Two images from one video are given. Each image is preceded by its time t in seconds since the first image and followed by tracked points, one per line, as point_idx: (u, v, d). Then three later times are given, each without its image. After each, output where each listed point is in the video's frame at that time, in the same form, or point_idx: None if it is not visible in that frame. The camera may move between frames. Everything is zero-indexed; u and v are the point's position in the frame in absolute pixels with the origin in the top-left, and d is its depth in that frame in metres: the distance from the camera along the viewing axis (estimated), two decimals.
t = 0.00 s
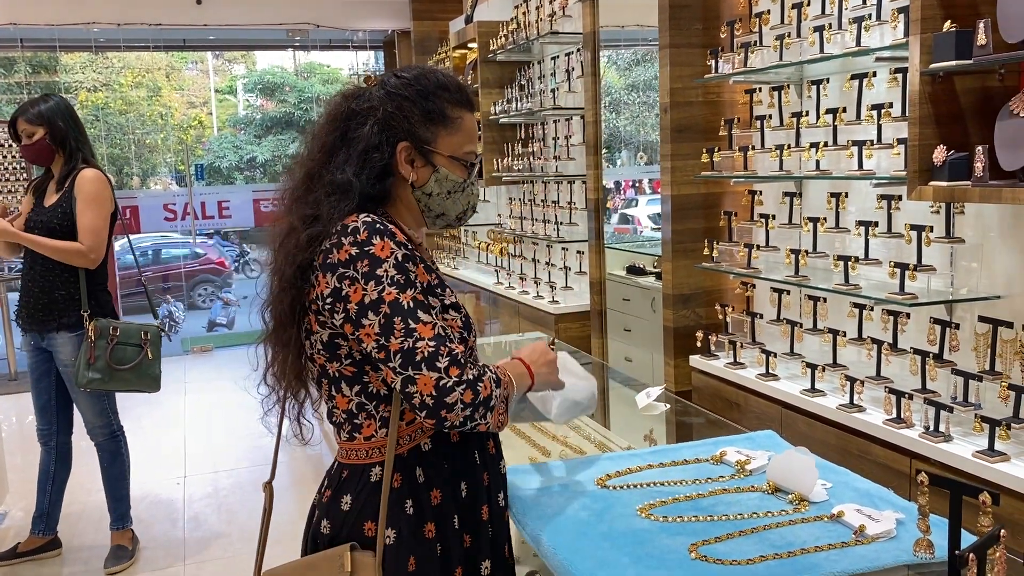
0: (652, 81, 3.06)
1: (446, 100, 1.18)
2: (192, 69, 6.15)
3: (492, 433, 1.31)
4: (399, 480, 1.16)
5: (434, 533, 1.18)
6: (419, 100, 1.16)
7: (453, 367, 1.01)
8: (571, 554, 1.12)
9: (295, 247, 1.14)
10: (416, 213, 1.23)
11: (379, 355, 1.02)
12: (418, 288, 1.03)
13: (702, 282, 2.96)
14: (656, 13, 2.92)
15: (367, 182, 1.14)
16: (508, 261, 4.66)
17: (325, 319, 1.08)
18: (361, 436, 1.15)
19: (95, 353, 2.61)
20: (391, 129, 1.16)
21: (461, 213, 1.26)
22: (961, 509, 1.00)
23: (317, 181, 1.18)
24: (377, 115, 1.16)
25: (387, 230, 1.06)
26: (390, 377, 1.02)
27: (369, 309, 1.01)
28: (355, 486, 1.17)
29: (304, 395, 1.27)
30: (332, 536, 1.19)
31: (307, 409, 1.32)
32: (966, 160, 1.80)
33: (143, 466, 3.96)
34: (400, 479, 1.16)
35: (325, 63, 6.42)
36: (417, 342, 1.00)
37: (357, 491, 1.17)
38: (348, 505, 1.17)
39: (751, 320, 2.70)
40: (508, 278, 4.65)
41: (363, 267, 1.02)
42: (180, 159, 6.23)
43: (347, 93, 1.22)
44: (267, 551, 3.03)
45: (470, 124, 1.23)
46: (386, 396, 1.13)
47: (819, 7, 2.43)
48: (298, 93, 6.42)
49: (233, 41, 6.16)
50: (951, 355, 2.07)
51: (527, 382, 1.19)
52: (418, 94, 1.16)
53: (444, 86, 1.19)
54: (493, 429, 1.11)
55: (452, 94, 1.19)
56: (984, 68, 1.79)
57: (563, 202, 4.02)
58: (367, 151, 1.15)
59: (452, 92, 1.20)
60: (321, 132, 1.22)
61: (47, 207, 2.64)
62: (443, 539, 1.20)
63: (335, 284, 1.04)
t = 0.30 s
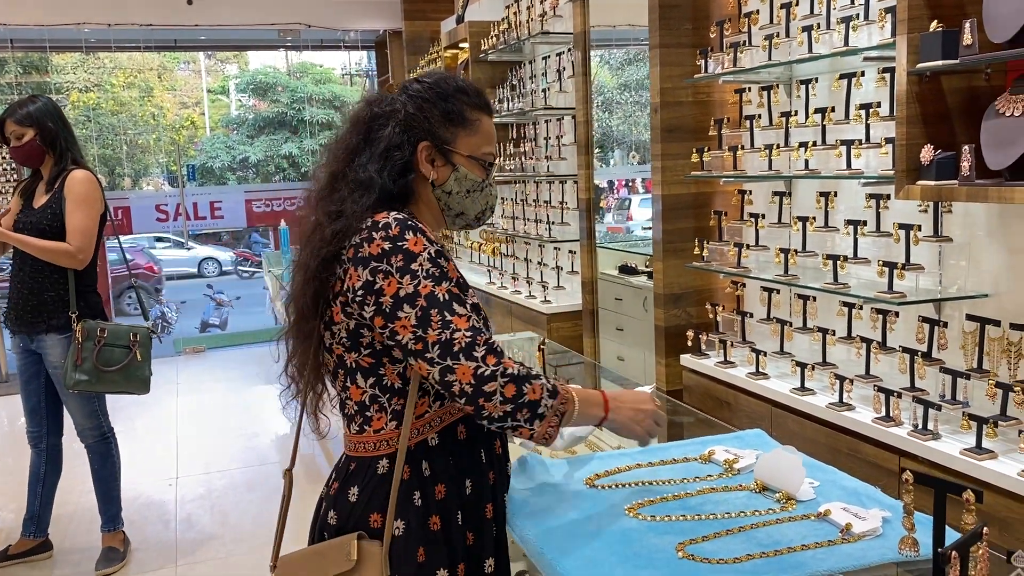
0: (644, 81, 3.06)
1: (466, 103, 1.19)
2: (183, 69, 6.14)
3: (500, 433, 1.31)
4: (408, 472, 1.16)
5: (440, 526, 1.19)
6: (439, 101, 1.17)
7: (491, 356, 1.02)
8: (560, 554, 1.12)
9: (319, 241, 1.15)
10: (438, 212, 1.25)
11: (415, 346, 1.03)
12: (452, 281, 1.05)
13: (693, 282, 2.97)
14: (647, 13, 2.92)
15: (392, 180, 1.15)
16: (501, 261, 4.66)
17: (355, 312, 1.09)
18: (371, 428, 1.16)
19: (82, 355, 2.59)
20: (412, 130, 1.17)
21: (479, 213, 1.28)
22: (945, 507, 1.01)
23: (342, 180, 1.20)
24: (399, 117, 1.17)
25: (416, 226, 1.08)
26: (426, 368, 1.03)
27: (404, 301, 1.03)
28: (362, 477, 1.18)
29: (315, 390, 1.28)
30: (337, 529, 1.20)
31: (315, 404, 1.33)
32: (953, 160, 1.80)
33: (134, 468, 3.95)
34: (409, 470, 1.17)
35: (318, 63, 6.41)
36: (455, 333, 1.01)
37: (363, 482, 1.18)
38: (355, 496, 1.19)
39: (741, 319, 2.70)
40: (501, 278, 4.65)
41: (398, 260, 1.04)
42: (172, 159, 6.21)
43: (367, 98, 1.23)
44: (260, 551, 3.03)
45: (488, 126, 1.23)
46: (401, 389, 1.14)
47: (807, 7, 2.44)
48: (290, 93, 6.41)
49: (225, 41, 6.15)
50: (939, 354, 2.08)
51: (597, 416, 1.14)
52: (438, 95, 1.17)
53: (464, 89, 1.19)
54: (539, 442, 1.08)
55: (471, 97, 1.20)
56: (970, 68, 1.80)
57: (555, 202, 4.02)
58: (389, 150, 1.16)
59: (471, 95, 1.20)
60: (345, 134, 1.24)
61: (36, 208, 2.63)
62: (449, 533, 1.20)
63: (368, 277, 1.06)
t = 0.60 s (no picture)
0: (636, 81, 3.06)
1: (505, 111, 1.25)
2: (175, 70, 6.11)
3: (504, 436, 1.35)
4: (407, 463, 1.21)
5: (437, 519, 1.24)
6: (479, 108, 1.23)
7: (548, 348, 1.12)
8: (550, 553, 1.12)
9: (356, 235, 1.19)
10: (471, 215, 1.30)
11: (473, 339, 1.10)
12: (504, 281, 1.13)
13: (685, 281, 2.97)
14: (638, 12, 2.92)
15: (433, 182, 1.20)
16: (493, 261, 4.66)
17: (399, 305, 1.14)
18: (379, 418, 1.21)
19: (76, 355, 2.58)
20: (452, 134, 1.22)
21: (508, 218, 1.33)
22: (936, 503, 1.02)
23: (382, 179, 1.25)
24: (440, 121, 1.23)
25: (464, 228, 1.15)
26: (484, 359, 1.11)
27: (463, 297, 1.10)
28: (363, 466, 1.23)
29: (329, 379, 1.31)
30: (334, 515, 1.24)
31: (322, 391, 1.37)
32: (943, 158, 1.81)
33: (126, 470, 3.93)
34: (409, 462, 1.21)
35: (309, 63, 6.40)
36: (513, 327, 1.10)
37: (363, 471, 1.23)
38: (355, 484, 1.23)
39: (733, 317, 2.71)
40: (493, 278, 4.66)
41: (454, 259, 1.11)
42: (163, 159, 6.18)
43: (408, 101, 1.28)
44: (253, 552, 3.02)
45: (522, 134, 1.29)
46: (415, 383, 1.19)
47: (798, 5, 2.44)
48: (282, 93, 6.39)
49: (216, 41, 6.13)
50: (930, 351, 2.08)
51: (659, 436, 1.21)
52: (478, 102, 1.23)
53: (502, 98, 1.25)
54: (586, 439, 1.17)
55: (509, 106, 1.26)
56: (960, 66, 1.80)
57: (547, 201, 4.01)
58: (429, 152, 1.21)
59: (509, 104, 1.26)
60: (384, 135, 1.28)
61: (25, 209, 2.61)
62: (447, 528, 1.25)
63: (420, 274, 1.12)
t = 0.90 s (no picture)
0: (629, 81, 3.06)
1: (518, 114, 1.25)
2: (167, 70, 6.08)
3: (506, 436, 1.36)
4: (414, 459, 1.23)
5: (439, 515, 1.25)
6: (493, 110, 1.23)
7: (561, 343, 1.15)
8: (545, 551, 1.12)
9: (368, 233, 1.20)
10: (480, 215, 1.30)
11: (489, 335, 1.13)
12: (516, 280, 1.15)
13: (679, 280, 2.97)
14: (631, 12, 2.92)
15: (445, 182, 1.21)
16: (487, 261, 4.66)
17: (413, 302, 1.15)
18: (384, 415, 1.22)
19: (68, 356, 2.56)
20: (466, 135, 1.22)
21: (517, 221, 1.32)
22: (930, 501, 1.02)
23: (394, 178, 1.25)
24: (453, 121, 1.23)
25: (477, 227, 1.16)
26: (499, 353, 1.14)
27: (478, 294, 1.12)
28: (366, 462, 1.24)
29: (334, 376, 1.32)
30: (336, 510, 1.25)
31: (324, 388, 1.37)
32: (936, 157, 1.82)
33: (118, 471, 3.90)
34: (415, 459, 1.23)
35: (302, 63, 6.39)
36: (527, 323, 1.13)
37: (366, 467, 1.24)
38: (358, 480, 1.24)
39: (726, 316, 2.71)
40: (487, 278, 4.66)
41: (469, 258, 1.12)
42: (155, 159, 6.15)
43: (421, 102, 1.28)
44: (247, 552, 3.01)
45: (534, 138, 1.30)
46: (421, 380, 1.20)
47: (791, 4, 2.44)
48: (274, 93, 6.37)
49: (209, 41, 6.11)
50: (924, 350, 2.09)
51: (665, 435, 1.27)
52: (492, 104, 1.23)
53: (516, 100, 1.25)
54: (596, 431, 1.21)
55: (522, 109, 1.26)
56: (953, 65, 1.80)
57: (541, 201, 4.01)
58: (442, 152, 1.22)
59: (522, 107, 1.26)
60: (396, 135, 1.29)
61: (16, 209, 2.59)
62: (450, 525, 1.26)
63: (434, 272, 1.13)
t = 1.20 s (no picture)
0: (626, 81, 3.06)
1: (508, 110, 1.24)
2: (162, 70, 6.07)
3: (505, 436, 1.36)
4: (412, 462, 1.22)
5: (439, 517, 1.24)
6: (483, 106, 1.22)
7: (542, 352, 1.14)
8: (544, 551, 1.12)
9: (359, 235, 1.20)
10: (473, 214, 1.29)
11: (471, 340, 1.12)
12: (503, 283, 1.14)
13: (676, 280, 2.97)
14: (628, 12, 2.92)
15: (435, 181, 1.20)
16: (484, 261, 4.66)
17: (403, 304, 1.15)
18: (381, 417, 1.22)
19: (60, 356, 2.55)
20: (456, 132, 1.22)
21: (510, 218, 1.31)
22: (929, 501, 1.02)
23: (385, 178, 1.25)
24: (443, 119, 1.23)
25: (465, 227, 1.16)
26: (481, 360, 1.13)
27: (461, 297, 1.11)
28: (365, 465, 1.24)
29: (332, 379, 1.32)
30: (335, 514, 1.24)
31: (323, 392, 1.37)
32: (933, 157, 1.82)
33: (114, 472, 3.89)
34: (414, 463, 1.22)
35: (298, 63, 6.38)
36: (509, 329, 1.12)
37: (365, 470, 1.24)
38: (357, 483, 1.23)
39: (723, 316, 2.71)
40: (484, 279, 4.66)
41: (454, 258, 1.12)
42: (151, 159, 6.13)
43: (411, 101, 1.28)
44: (243, 553, 3.00)
45: (525, 134, 1.29)
46: (416, 383, 1.20)
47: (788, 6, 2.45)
48: (270, 93, 6.37)
49: (204, 41, 6.10)
50: (921, 350, 2.09)
51: (652, 437, 1.24)
52: (482, 100, 1.22)
53: (506, 96, 1.25)
54: (583, 442, 1.18)
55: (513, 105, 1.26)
56: (950, 66, 1.81)
57: (538, 202, 4.02)
58: (432, 150, 1.21)
59: (513, 103, 1.26)
60: (387, 134, 1.29)
61: (12, 209, 2.58)
62: (450, 527, 1.26)
63: (420, 273, 1.13)
